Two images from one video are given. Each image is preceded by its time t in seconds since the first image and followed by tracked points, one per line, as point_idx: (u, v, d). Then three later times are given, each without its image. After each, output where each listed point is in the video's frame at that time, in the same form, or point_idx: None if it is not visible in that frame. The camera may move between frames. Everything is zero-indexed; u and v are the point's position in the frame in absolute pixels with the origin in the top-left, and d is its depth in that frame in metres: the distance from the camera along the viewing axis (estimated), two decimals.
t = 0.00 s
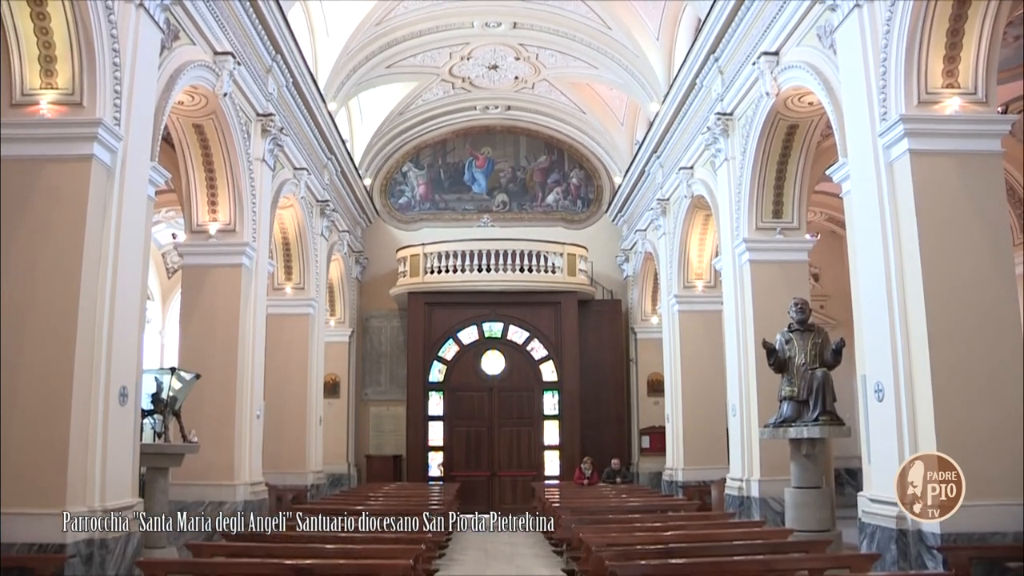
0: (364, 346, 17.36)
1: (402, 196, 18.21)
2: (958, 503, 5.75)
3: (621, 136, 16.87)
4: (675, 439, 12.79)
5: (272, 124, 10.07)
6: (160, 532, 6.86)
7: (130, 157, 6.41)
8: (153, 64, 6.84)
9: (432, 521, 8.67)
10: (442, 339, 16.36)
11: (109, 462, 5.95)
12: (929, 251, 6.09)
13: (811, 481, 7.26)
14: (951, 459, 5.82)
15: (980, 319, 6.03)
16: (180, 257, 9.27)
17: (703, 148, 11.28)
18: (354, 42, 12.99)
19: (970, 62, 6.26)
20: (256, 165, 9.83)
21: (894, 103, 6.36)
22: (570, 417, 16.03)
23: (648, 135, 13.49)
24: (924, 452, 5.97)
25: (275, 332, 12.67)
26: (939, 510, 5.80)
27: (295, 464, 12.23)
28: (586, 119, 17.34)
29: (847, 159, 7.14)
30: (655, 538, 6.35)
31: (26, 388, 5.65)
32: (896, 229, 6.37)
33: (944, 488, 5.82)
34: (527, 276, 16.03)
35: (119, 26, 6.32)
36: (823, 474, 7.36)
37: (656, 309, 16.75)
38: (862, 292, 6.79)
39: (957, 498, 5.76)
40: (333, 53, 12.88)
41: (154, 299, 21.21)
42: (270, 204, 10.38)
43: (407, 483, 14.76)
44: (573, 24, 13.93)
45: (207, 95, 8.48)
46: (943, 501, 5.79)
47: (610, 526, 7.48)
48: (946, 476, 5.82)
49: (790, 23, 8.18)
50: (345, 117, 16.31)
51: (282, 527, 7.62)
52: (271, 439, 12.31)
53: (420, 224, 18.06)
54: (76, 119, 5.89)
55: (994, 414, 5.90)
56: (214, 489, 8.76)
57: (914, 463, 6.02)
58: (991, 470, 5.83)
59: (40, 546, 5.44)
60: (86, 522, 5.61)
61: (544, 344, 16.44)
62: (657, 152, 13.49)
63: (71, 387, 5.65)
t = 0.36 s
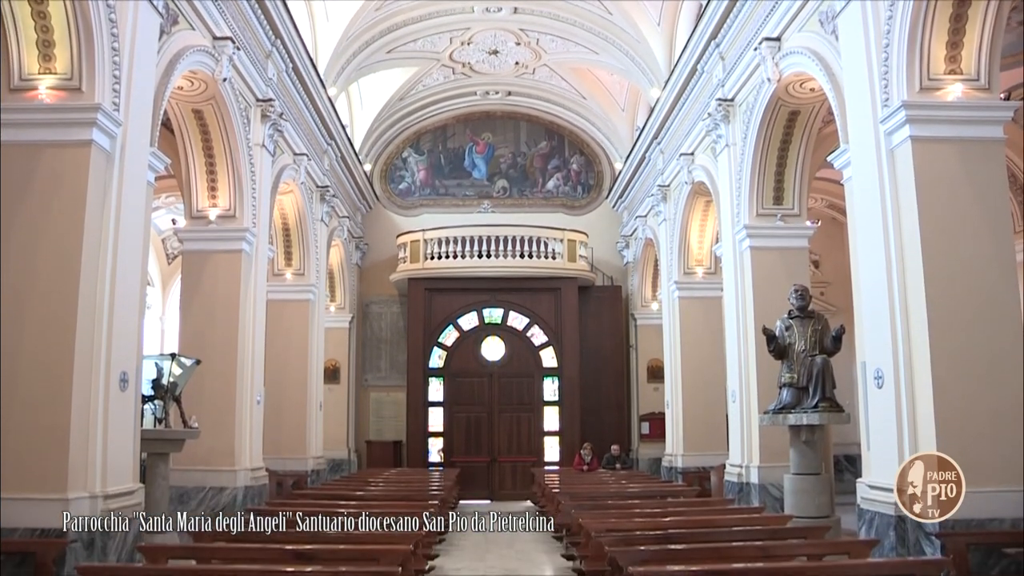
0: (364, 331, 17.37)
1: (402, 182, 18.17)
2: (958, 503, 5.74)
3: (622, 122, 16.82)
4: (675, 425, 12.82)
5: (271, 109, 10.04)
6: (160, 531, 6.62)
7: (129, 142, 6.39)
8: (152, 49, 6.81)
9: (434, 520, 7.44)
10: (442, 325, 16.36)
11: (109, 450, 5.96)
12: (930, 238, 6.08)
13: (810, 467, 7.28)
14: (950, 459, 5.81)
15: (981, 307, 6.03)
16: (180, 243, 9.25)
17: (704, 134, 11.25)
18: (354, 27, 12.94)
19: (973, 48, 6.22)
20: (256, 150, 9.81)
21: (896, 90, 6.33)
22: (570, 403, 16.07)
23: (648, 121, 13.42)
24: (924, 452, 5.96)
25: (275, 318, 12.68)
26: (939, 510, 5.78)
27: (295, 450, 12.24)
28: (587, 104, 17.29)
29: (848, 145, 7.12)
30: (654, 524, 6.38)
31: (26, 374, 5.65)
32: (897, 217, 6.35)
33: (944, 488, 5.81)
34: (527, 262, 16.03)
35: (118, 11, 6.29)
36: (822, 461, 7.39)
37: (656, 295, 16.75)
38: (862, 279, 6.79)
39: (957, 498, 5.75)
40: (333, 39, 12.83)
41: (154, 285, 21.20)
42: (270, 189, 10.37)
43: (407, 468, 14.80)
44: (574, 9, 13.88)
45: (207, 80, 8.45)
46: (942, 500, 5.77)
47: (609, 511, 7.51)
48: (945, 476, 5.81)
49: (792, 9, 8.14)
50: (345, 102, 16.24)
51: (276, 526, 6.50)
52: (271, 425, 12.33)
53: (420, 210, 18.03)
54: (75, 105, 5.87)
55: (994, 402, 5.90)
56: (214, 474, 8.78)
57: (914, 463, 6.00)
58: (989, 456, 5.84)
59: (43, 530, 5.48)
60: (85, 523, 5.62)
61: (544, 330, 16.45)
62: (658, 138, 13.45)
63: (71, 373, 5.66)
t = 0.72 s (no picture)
0: (364, 320, 17.38)
1: (402, 170, 18.14)
2: (957, 503, 5.72)
3: (622, 111, 16.78)
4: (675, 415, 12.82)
5: (271, 98, 10.01)
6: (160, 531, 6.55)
7: (129, 131, 6.37)
8: (151, 36, 6.78)
9: (434, 519, 7.08)
10: (442, 314, 16.37)
11: (109, 439, 5.96)
12: (930, 228, 6.07)
13: (809, 457, 7.29)
14: (949, 459, 5.81)
15: (982, 298, 6.03)
16: (180, 232, 9.24)
17: (705, 123, 11.22)
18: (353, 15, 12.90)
19: (975, 37, 6.18)
20: (256, 139, 9.80)
21: (898, 80, 6.32)
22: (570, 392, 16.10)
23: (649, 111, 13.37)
24: (924, 452, 5.95)
25: (275, 307, 12.68)
26: (938, 510, 5.75)
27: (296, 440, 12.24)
28: (587, 93, 17.25)
29: (849, 135, 7.11)
30: (654, 513, 6.39)
31: (26, 363, 5.66)
32: (897, 206, 6.35)
33: (944, 488, 5.78)
34: (527, 251, 16.06)
35: None
36: (821, 450, 7.40)
37: (656, 284, 16.74)
38: (862, 269, 6.78)
39: (957, 498, 5.72)
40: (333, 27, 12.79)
41: (155, 274, 21.18)
42: (270, 178, 10.36)
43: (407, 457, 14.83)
44: None
45: (206, 68, 8.43)
46: (942, 501, 5.74)
47: (609, 500, 7.53)
48: (945, 476, 5.80)
49: None
50: (345, 90, 16.21)
51: (274, 527, 6.13)
52: (272, 414, 12.35)
53: (420, 199, 18.00)
54: (74, 93, 5.86)
55: (994, 392, 5.91)
56: (214, 462, 8.80)
57: (914, 463, 5.98)
58: (988, 445, 5.85)
59: (44, 519, 5.50)
60: (85, 523, 5.57)
61: (544, 319, 16.46)
62: (658, 127, 13.41)
63: (72, 361, 5.66)
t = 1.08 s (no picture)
0: (364, 310, 17.38)
1: (402, 160, 18.11)
2: (958, 503, 5.71)
3: (623, 101, 16.74)
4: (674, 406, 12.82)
5: (271, 87, 9.99)
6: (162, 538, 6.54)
7: (128, 120, 6.35)
8: (150, 25, 6.76)
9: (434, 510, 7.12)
10: (442, 303, 16.37)
11: (110, 429, 5.97)
12: (931, 218, 6.07)
13: (808, 447, 7.31)
14: (948, 458, 5.82)
15: (983, 288, 6.02)
16: (180, 222, 9.23)
17: (705, 113, 11.19)
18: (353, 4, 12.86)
19: (977, 27, 6.15)
20: (256, 129, 9.78)
21: (900, 70, 6.29)
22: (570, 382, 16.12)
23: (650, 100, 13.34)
24: (923, 452, 5.96)
25: (275, 297, 12.68)
26: (939, 510, 5.74)
27: (296, 431, 12.24)
28: (587, 83, 17.20)
29: (850, 125, 7.09)
30: (653, 503, 6.41)
31: (26, 353, 5.66)
32: (898, 196, 6.34)
33: (944, 488, 5.78)
34: (527, 241, 16.07)
35: None
36: (821, 440, 7.42)
37: (656, 274, 16.73)
38: (863, 259, 6.78)
39: (957, 498, 5.71)
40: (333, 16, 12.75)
41: (155, 264, 21.17)
42: (269, 167, 10.35)
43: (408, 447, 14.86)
44: None
45: (205, 57, 8.40)
46: (942, 500, 5.74)
47: (609, 490, 7.54)
48: (944, 475, 5.80)
49: None
50: (345, 80, 16.18)
51: (275, 527, 5.37)
52: (272, 404, 12.37)
53: (421, 188, 17.98)
54: (73, 82, 5.84)
55: (994, 383, 5.92)
56: (215, 452, 8.81)
57: (914, 463, 5.98)
58: (987, 434, 5.86)
59: (44, 508, 5.52)
60: (85, 522, 5.59)
61: (544, 308, 16.46)
62: (658, 116, 13.39)
63: (72, 351, 5.67)
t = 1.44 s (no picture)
0: (364, 300, 17.38)
1: (402, 150, 18.07)
2: (958, 503, 5.66)
3: (623, 91, 16.70)
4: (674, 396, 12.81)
5: (271, 77, 9.95)
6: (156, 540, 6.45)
7: (128, 109, 6.33)
8: (149, 13, 6.73)
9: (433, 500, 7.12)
10: (442, 293, 16.36)
11: (110, 418, 5.98)
12: (931, 209, 6.06)
13: (809, 438, 7.32)
14: (948, 458, 5.81)
15: (983, 279, 6.02)
16: (180, 211, 9.22)
17: (706, 103, 11.17)
18: None
19: (980, 17, 6.11)
20: (256, 118, 9.75)
21: (901, 60, 6.28)
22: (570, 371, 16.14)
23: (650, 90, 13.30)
24: (921, 453, 5.95)
25: (275, 287, 12.69)
26: (939, 509, 5.68)
27: (296, 421, 12.25)
28: (588, 72, 17.15)
29: (851, 115, 7.07)
30: (653, 492, 6.42)
31: (26, 343, 5.66)
32: (898, 187, 6.32)
33: (944, 488, 5.75)
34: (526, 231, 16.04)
35: None
36: (820, 431, 7.43)
37: (656, 265, 16.72)
38: (863, 249, 6.77)
39: (957, 498, 5.67)
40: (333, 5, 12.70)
41: (155, 254, 21.16)
42: (270, 157, 10.34)
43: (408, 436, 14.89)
44: None
45: (204, 46, 8.38)
46: (942, 500, 5.70)
47: (609, 480, 7.56)
48: (944, 475, 5.78)
49: None
50: (345, 69, 16.15)
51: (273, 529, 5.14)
52: (272, 394, 12.39)
53: (421, 178, 17.95)
54: (72, 72, 5.83)
55: (995, 372, 5.92)
56: (215, 442, 8.83)
57: (913, 463, 5.94)
58: (987, 425, 5.86)
59: (45, 498, 5.54)
60: (85, 522, 5.50)
61: (544, 298, 16.45)
62: (659, 106, 13.35)
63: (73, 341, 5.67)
